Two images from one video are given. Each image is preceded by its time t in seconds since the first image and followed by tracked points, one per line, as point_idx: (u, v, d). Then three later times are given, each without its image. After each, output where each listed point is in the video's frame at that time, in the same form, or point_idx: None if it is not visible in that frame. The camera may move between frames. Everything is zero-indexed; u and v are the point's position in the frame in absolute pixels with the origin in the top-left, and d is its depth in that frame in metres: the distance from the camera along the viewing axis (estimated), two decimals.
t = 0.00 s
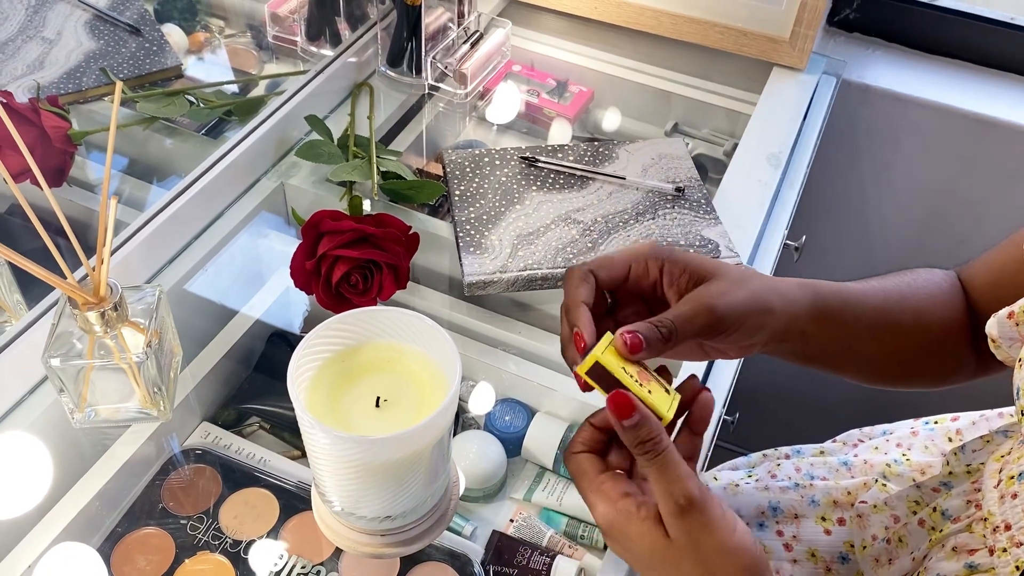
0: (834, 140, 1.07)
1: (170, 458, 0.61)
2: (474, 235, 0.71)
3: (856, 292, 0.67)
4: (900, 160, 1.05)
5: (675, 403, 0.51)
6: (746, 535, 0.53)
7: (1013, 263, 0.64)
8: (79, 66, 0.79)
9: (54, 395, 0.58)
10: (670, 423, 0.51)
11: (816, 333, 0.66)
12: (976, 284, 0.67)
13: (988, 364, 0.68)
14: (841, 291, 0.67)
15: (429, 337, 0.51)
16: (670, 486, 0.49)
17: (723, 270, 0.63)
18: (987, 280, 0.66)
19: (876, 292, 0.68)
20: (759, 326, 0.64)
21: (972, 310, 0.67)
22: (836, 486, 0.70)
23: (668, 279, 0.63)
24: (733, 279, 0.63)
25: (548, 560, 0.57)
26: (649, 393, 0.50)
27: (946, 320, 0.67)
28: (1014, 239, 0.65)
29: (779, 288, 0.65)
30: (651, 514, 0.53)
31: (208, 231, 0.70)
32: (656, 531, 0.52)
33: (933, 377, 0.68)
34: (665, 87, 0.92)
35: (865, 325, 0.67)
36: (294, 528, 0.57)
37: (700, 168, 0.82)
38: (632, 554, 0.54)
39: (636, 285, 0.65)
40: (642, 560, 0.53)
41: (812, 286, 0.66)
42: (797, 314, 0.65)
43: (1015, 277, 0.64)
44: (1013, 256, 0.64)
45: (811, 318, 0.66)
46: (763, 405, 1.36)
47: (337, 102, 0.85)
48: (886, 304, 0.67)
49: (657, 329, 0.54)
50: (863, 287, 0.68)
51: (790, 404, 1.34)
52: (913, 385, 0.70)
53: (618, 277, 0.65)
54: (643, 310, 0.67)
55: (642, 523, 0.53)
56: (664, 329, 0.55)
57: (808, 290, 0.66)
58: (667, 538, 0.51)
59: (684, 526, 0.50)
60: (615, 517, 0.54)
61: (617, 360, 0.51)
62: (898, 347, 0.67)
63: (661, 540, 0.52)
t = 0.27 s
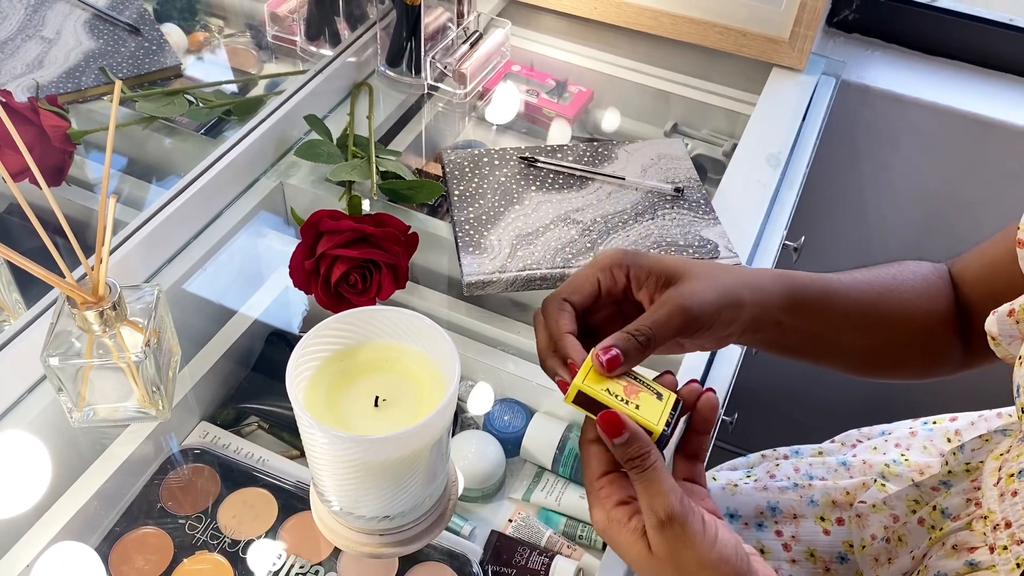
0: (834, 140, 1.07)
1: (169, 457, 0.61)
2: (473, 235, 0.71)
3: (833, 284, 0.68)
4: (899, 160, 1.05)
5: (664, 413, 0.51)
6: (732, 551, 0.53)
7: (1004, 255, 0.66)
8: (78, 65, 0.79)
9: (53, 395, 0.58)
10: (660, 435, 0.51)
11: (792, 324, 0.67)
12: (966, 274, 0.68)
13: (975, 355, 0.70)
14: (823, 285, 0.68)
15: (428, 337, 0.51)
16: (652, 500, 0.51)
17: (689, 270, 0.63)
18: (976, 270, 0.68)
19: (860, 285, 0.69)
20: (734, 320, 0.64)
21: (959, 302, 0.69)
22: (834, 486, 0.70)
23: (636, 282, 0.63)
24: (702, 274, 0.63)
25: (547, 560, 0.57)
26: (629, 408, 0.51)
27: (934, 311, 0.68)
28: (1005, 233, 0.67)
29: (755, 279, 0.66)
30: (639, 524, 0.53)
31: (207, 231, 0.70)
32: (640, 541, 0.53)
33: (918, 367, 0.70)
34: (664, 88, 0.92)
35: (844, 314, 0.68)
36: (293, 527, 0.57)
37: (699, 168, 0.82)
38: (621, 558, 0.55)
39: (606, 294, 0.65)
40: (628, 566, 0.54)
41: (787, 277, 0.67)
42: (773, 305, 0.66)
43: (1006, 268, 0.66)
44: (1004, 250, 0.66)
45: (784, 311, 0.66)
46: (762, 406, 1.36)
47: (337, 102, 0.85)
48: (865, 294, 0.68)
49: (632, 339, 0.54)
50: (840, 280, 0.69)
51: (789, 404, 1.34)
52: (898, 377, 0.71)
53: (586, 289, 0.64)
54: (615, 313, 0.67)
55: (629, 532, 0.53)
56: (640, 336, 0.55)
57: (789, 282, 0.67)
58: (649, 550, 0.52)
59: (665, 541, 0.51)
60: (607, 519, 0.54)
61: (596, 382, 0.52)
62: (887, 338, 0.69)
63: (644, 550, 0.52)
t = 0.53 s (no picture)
0: (833, 141, 1.07)
1: (168, 457, 0.60)
2: (472, 235, 0.71)
3: (819, 282, 0.68)
4: (898, 161, 1.05)
5: (657, 412, 0.52)
6: (733, 546, 0.53)
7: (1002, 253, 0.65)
8: (78, 64, 0.79)
9: (52, 394, 0.58)
10: (653, 433, 0.51)
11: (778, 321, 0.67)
12: (966, 271, 0.68)
13: (971, 352, 0.70)
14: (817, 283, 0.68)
15: (428, 337, 0.51)
16: (648, 497, 0.51)
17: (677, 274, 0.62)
18: (975, 267, 0.67)
19: (854, 282, 0.69)
20: (722, 320, 0.63)
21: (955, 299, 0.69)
22: (833, 487, 0.70)
23: (623, 287, 0.63)
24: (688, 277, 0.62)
25: (546, 560, 0.57)
26: (620, 409, 0.51)
27: (929, 308, 0.68)
28: (1004, 229, 0.66)
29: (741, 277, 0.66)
30: (639, 520, 0.53)
31: (206, 231, 0.70)
32: (640, 537, 0.53)
33: (913, 365, 0.70)
34: (664, 88, 0.92)
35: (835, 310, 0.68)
36: (292, 526, 0.57)
37: (699, 169, 0.82)
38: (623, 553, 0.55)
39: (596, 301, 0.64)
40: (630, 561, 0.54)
41: (773, 277, 0.67)
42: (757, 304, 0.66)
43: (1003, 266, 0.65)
44: (1003, 250, 0.66)
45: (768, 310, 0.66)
46: (762, 407, 1.36)
47: (336, 101, 0.85)
48: (852, 291, 0.69)
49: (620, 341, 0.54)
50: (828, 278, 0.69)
51: (789, 405, 1.34)
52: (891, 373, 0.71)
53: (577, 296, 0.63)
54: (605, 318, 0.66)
55: (629, 528, 0.53)
56: (628, 338, 0.55)
57: (781, 279, 0.67)
58: (649, 546, 0.52)
59: (664, 536, 0.51)
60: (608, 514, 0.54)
61: (586, 385, 0.52)
62: (879, 336, 0.69)
63: (644, 546, 0.53)
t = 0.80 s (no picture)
0: (833, 141, 1.07)
1: (169, 454, 0.60)
2: (473, 233, 0.71)
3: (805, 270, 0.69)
4: (899, 160, 1.05)
5: (662, 414, 0.52)
6: (741, 544, 0.53)
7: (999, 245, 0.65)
8: (78, 62, 0.79)
9: (54, 391, 0.58)
10: (659, 435, 0.51)
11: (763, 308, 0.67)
12: (963, 259, 0.68)
13: (966, 340, 0.70)
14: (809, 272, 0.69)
15: (429, 334, 0.51)
16: (654, 499, 0.52)
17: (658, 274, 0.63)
18: (973, 255, 0.67)
19: (847, 269, 0.69)
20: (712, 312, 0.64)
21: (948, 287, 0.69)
22: (834, 485, 0.70)
23: (609, 288, 0.63)
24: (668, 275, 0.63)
25: (547, 558, 0.57)
26: (624, 413, 0.51)
27: (921, 295, 0.69)
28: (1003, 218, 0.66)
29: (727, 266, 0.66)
30: (646, 522, 0.53)
31: (207, 229, 0.70)
32: (648, 539, 0.53)
33: (905, 351, 0.70)
34: (665, 87, 0.92)
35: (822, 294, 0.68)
36: (293, 524, 0.57)
37: (699, 168, 0.82)
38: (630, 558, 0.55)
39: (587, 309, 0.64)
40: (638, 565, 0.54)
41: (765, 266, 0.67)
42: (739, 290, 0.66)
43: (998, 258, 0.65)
44: (1001, 238, 0.65)
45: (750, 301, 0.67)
46: (762, 406, 1.36)
47: (338, 100, 0.85)
48: (839, 281, 0.69)
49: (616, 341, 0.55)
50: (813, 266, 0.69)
51: (790, 404, 1.34)
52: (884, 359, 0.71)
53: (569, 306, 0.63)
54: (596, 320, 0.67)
55: (637, 530, 0.53)
56: (623, 339, 0.55)
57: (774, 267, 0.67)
58: (657, 547, 0.52)
59: (671, 537, 0.52)
60: (616, 518, 0.54)
61: (590, 391, 0.53)
62: (871, 321, 0.69)
63: (652, 547, 0.53)
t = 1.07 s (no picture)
0: (832, 142, 1.07)
1: (168, 456, 0.61)
2: (472, 234, 0.71)
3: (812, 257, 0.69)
4: (897, 162, 1.05)
5: (650, 417, 0.53)
6: (737, 543, 0.54)
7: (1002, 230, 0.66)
8: (78, 64, 0.79)
9: (53, 393, 0.58)
10: (649, 437, 0.52)
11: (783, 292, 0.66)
12: (964, 243, 0.69)
13: (964, 320, 0.71)
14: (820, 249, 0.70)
15: (428, 336, 0.51)
16: (652, 497, 0.52)
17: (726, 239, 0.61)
18: (973, 242, 0.68)
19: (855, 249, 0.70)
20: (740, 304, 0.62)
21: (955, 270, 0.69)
22: (832, 486, 0.70)
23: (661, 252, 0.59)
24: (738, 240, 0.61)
25: (546, 559, 0.57)
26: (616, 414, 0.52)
27: (927, 276, 0.69)
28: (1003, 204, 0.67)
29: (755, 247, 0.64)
30: (643, 522, 0.53)
31: (207, 230, 0.70)
32: (645, 539, 0.53)
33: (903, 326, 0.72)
34: (663, 88, 0.92)
35: (831, 278, 0.69)
36: (292, 525, 0.57)
37: (698, 169, 0.82)
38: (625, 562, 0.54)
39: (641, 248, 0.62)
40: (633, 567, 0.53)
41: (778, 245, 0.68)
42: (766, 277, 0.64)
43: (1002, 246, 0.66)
44: (1000, 226, 0.66)
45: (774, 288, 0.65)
46: (762, 407, 1.36)
47: (337, 101, 0.85)
48: (852, 260, 0.69)
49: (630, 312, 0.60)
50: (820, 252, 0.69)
51: (789, 405, 1.34)
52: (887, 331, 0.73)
53: (652, 271, 0.59)
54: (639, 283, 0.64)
55: (634, 531, 0.53)
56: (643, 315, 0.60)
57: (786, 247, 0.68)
58: (655, 547, 0.52)
59: (670, 534, 0.52)
60: (612, 521, 0.54)
61: (580, 394, 0.53)
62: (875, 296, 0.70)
63: (650, 547, 0.52)
